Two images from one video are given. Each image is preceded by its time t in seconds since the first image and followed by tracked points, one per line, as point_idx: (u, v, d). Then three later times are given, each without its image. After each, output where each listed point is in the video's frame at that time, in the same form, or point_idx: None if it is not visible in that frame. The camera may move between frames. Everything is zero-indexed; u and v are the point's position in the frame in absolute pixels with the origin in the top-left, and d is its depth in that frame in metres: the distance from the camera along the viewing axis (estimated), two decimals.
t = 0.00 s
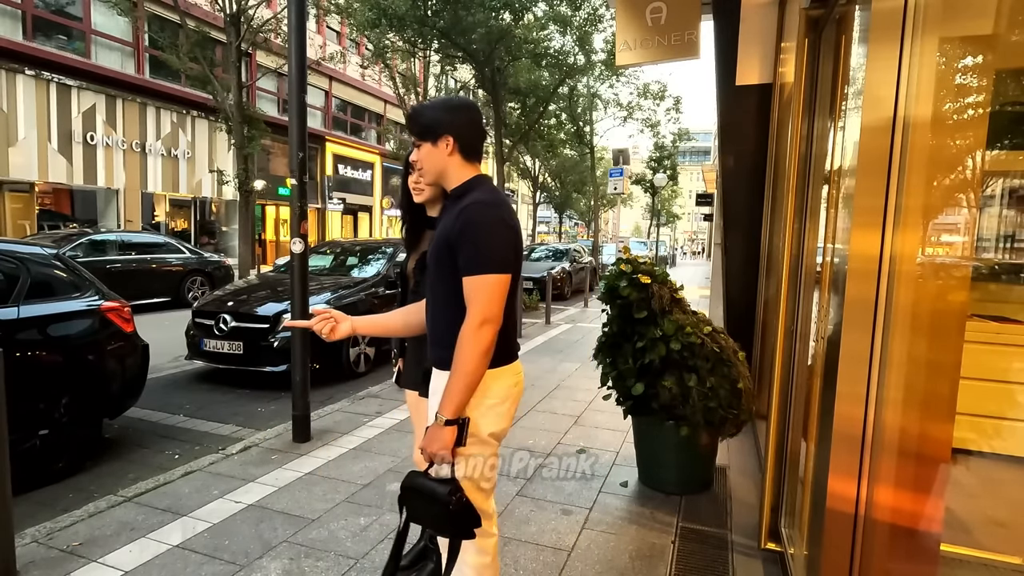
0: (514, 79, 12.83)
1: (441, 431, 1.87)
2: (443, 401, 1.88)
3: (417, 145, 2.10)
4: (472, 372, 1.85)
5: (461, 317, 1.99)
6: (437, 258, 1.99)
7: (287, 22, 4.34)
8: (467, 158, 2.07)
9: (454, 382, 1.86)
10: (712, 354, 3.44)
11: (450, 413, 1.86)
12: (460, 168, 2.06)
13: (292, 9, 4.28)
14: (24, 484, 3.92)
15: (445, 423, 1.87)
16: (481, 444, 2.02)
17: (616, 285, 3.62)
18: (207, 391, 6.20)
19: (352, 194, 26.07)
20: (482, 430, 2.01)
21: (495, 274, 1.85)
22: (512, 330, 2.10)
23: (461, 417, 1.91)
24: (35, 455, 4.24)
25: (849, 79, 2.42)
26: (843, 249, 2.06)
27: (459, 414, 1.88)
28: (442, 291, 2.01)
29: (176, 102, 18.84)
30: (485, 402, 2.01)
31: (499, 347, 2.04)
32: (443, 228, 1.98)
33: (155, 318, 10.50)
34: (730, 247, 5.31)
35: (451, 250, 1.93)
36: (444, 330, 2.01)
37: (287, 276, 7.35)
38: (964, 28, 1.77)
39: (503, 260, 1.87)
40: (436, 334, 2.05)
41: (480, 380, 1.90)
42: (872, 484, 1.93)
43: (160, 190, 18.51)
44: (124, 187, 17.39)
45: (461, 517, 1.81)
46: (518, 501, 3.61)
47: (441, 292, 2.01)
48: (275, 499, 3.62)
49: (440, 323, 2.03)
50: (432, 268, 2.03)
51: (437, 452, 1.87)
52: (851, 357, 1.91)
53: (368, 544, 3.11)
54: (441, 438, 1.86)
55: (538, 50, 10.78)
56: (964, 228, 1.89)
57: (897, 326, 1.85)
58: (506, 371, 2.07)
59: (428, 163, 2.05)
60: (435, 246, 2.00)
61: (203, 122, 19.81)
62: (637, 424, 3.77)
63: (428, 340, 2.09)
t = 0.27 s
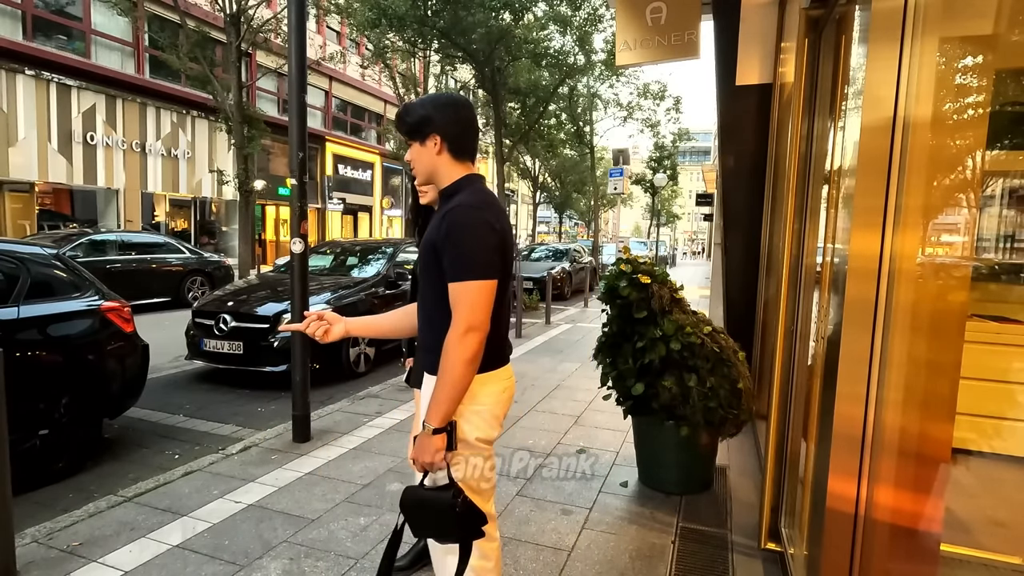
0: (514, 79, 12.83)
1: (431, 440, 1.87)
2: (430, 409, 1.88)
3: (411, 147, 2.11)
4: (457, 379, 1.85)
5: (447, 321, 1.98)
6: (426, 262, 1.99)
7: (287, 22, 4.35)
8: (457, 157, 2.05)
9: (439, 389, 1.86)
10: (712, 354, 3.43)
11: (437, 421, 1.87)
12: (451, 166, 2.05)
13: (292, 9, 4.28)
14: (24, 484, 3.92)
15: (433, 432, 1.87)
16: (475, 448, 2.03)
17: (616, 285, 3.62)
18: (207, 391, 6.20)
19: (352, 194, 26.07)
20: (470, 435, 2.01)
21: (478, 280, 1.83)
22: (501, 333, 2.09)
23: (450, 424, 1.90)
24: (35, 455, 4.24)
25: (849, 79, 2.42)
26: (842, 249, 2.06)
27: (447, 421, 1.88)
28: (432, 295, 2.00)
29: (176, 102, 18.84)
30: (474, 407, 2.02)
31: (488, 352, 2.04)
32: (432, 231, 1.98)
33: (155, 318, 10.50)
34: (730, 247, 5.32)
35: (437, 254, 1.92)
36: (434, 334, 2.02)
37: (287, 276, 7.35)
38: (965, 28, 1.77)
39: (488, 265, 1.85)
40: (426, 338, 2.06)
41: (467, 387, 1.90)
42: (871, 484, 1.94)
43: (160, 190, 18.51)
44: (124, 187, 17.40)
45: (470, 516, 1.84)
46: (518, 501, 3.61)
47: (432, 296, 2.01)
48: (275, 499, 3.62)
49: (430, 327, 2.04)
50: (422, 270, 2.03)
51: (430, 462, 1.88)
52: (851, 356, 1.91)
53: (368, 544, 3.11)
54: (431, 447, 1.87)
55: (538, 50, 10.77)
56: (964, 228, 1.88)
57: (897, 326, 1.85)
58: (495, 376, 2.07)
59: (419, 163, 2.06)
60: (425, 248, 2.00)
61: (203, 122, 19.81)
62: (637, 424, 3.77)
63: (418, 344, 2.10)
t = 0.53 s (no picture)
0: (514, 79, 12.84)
1: (413, 448, 1.88)
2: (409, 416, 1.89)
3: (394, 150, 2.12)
4: (430, 385, 1.84)
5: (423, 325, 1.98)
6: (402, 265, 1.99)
7: (287, 22, 4.35)
8: (435, 157, 2.06)
9: (415, 395, 1.86)
10: (712, 354, 3.43)
11: (416, 428, 1.87)
12: (429, 167, 2.06)
13: (292, 10, 4.29)
14: (24, 484, 3.92)
15: (414, 439, 1.88)
16: (458, 452, 2.03)
17: (616, 285, 3.61)
18: (207, 391, 6.20)
19: (352, 194, 26.07)
20: (454, 438, 2.01)
21: (448, 283, 1.82)
22: (485, 334, 2.06)
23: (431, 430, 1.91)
24: (36, 455, 4.24)
25: (849, 79, 2.42)
26: (843, 249, 2.06)
27: (426, 428, 1.88)
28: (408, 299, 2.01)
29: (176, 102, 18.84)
30: (453, 412, 2.01)
31: (468, 351, 2.01)
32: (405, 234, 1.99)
33: (155, 318, 10.50)
34: (730, 247, 5.31)
35: (408, 259, 1.93)
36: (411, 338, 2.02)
37: (287, 276, 7.36)
38: (965, 28, 1.77)
39: (457, 267, 1.84)
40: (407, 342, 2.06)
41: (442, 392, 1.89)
42: (872, 484, 1.94)
43: (160, 190, 18.51)
44: (124, 187, 17.40)
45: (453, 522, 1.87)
46: (518, 501, 3.61)
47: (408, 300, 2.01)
48: (275, 499, 3.62)
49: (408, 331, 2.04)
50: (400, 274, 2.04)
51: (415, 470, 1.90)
52: (851, 356, 1.91)
53: (368, 544, 3.11)
54: (414, 455, 1.89)
55: (538, 50, 10.76)
56: (964, 228, 1.88)
57: (896, 326, 1.85)
58: (475, 380, 2.05)
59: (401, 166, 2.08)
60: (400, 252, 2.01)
61: (203, 122, 19.82)
62: (637, 425, 3.77)
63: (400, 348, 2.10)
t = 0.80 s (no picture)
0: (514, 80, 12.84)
1: (362, 445, 1.88)
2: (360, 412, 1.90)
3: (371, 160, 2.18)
4: (375, 383, 1.84)
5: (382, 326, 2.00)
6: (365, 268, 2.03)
7: (287, 22, 4.35)
8: (401, 167, 2.08)
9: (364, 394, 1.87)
10: (712, 354, 3.44)
11: (365, 423, 1.87)
12: (395, 176, 2.09)
13: (292, 10, 4.29)
14: (24, 484, 3.92)
15: (363, 434, 1.88)
16: (413, 447, 1.97)
17: (616, 285, 3.61)
18: (207, 391, 6.20)
19: (352, 194, 26.07)
20: (408, 435, 1.96)
21: (392, 284, 1.84)
22: (445, 336, 2.03)
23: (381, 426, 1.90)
24: (36, 456, 4.24)
25: (849, 79, 2.42)
26: (842, 248, 2.06)
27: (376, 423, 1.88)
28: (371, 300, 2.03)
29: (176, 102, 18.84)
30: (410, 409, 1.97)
31: (423, 350, 1.98)
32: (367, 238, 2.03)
33: (155, 318, 10.50)
34: (730, 247, 5.31)
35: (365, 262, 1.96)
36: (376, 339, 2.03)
37: (287, 276, 7.36)
38: (965, 28, 1.77)
39: (401, 268, 1.85)
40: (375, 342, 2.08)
41: (390, 390, 1.88)
42: (872, 484, 1.94)
43: (160, 190, 18.52)
44: (123, 187, 17.40)
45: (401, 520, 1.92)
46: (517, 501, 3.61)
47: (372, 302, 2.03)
48: (275, 499, 3.62)
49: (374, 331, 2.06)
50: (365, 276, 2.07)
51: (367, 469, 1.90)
52: (851, 356, 1.91)
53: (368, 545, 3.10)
54: (364, 450, 1.88)
55: (538, 50, 10.77)
56: (964, 228, 1.88)
57: (897, 326, 1.85)
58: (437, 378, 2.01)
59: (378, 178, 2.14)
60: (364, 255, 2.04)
61: (203, 122, 19.82)
62: (637, 425, 3.77)
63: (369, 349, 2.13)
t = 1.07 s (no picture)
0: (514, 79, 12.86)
1: (301, 417, 2.00)
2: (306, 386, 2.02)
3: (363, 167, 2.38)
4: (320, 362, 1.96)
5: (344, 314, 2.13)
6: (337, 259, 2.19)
7: (287, 22, 4.35)
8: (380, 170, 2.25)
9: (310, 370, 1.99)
10: (712, 354, 3.44)
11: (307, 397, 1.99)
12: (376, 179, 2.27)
13: (292, 10, 4.29)
14: (24, 484, 3.92)
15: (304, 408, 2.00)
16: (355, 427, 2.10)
17: (616, 285, 3.61)
18: (207, 391, 6.20)
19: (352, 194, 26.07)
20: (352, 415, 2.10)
21: (344, 271, 1.97)
22: (398, 328, 2.13)
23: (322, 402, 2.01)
24: (36, 456, 4.24)
25: (849, 79, 2.42)
26: (842, 249, 2.06)
27: (317, 400, 1.99)
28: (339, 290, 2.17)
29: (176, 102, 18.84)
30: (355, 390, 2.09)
31: (375, 337, 2.09)
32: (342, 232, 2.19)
33: (155, 318, 10.49)
34: (730, 247, 5.32)
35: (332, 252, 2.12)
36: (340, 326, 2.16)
37: (287, 276, 7.36)
38: (965, 28, 1.77)
39: (355, 256, 1.99)
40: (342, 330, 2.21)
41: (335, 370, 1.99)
42: (872, 484, 1.94)
43: (160, 190, 18.51)
44: (123, 187, 17.40)
45: (325, 490, 1.99)
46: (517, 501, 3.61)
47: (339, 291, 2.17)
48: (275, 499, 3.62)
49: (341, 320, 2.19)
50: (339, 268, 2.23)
51: (303, 442, 2.01)
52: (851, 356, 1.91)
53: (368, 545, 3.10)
54: (303, 421, 2.00)
55: (538, 50, 10.77)
56: (964, 228, 1.88)
57: (896, 326, 1.85)
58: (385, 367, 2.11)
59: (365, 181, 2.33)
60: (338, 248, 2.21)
61: (203, 122, 19.82)
62: (637, 425, 3.77)
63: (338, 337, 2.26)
